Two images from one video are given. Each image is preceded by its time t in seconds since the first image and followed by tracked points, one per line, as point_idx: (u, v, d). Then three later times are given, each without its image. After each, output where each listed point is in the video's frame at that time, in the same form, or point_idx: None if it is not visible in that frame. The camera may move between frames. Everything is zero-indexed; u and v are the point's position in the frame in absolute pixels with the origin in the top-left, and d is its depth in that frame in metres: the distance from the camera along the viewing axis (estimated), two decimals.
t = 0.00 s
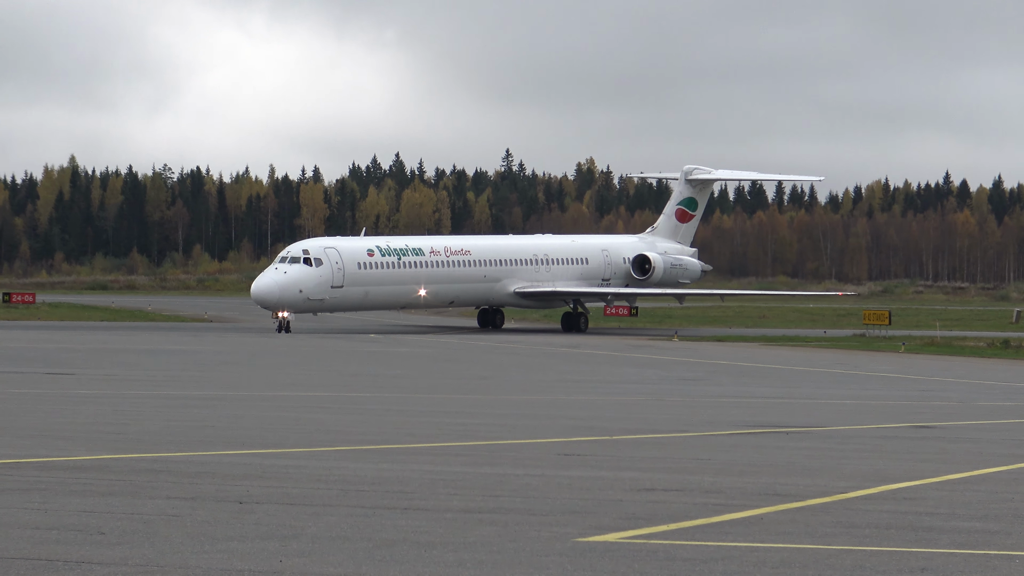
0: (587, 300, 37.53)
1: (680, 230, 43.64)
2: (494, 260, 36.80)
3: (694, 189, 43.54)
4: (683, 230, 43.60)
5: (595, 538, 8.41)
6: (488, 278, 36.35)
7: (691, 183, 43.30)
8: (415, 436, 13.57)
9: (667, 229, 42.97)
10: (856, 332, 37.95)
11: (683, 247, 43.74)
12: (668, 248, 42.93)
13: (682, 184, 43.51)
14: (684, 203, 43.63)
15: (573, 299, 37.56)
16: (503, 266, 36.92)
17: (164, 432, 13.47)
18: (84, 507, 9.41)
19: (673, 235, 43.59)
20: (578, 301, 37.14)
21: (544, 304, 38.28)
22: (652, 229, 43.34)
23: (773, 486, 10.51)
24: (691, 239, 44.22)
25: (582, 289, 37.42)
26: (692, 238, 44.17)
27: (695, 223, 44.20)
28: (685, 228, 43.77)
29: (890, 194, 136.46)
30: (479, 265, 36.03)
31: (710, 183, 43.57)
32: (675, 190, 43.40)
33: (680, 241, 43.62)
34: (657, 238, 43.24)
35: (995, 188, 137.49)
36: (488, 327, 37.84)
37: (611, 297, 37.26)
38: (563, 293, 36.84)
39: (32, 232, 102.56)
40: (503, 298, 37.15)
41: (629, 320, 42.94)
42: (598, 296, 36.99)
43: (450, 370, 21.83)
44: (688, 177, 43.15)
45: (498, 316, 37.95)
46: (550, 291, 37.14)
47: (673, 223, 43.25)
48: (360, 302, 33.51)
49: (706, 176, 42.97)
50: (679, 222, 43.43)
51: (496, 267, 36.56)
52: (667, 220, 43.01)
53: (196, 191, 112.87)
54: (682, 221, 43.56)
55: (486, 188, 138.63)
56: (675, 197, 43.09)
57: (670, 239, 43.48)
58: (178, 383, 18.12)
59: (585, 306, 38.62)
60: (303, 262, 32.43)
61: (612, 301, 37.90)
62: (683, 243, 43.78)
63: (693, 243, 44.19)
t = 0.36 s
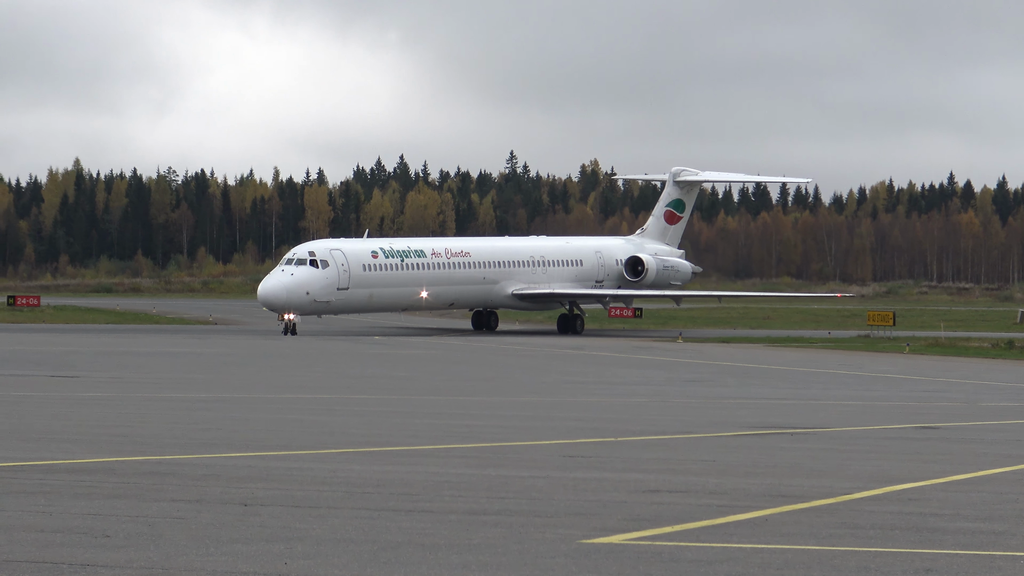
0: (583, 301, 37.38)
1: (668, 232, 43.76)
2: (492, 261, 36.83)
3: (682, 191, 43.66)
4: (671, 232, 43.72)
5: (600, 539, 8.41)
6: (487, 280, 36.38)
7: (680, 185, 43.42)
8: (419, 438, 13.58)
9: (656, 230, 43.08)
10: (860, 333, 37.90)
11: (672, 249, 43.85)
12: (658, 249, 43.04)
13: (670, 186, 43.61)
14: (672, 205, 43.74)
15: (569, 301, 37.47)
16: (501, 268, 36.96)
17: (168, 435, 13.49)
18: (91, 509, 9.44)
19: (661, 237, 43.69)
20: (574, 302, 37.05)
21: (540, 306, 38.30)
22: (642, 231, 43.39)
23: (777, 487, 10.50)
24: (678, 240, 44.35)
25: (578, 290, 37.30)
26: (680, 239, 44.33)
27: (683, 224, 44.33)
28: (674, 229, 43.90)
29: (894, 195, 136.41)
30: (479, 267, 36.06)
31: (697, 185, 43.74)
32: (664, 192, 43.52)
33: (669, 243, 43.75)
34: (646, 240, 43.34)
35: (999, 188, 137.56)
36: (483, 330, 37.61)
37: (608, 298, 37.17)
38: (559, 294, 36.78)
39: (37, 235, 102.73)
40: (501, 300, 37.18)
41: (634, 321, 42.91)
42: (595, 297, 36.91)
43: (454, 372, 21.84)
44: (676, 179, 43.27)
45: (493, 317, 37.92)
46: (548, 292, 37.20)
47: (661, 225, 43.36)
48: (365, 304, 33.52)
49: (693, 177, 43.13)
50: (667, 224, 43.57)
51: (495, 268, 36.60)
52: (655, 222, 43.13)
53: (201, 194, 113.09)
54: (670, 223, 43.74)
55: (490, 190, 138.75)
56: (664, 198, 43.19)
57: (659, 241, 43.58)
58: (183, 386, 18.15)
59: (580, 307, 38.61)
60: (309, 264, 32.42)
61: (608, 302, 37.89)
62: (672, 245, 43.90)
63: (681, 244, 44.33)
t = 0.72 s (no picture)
0: (580, 304, 37.25)
1: (657, 234, 43.79)
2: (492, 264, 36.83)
3: (671, 193, 43.63)
4: (660, 234, 43.75)
5: (606, 542, 8.38)
6: (487, 282, 36.37)
7: (668, 187, 43.37)
8: (425, 441, 13.56)
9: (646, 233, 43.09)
10: (865, 335, 37.83)
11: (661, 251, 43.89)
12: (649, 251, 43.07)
13: (659, 188, 43.57)
14: (660, 207, 43.75)
15: (566, 303, 37.40)
16: (500, 270, 36.98)
17: (173, 437, 13.48)
18: (95, 513, 9.42)
19: (650, 239, 43.70)
20: (571, 305, 36.97)
21: (538, 308, 38.22)
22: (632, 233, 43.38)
23: (784, 489, 10.46)
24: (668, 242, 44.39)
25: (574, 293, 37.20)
26: (669, 241, 44.38)
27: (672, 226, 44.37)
28: (663, 232, 43.94)
29: (899, 198, 136.25)
30: (479, 269, 36.07)
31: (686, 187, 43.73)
32: (653, 194, 43.52)
33: (658, 246, 43.80)
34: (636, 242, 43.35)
35: (1005, 190, 137.23)
36: (477, 332, 37.44)
37: (605, 301, 36.98)
38: (556, 297, 36.68)
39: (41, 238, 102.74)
40: (500, 303, 37.15)
41: (640, 323, 42.88)
42: (592, 301, 36.75)
43: (457, 375, 21.82)
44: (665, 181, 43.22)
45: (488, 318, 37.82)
46: (545, 295, 37.23)
47: (651, 227, 43.38)
48: (370, 307, 33.49)
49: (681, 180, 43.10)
50: (656, 227, 43.60)
51: (494, 271, 36.61)
52: (644, 224, 43.16)
53: (205, 197, 113.11)
54: (659, 225, 43.71)
55: (494, 193, 138.77)
56: (653, 200, 43.16)
57: (648, 243, 43.61)
58: (187, 388, 18.15)
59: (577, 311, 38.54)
60: (316, 267, 32.40)
61: (604, 306, 37.76)
62: (661, 247, 43.96)
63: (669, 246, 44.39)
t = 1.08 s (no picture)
0: (574, 307, 37.24)
1: (644, 237, 43.90)
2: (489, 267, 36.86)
3: (657, 196, 43.74)
4: (646, 237, 43.88)
5: (608, 544, 8.37)
6: (485, 285, 36.40)
7: (654, 191, 43.44)
8: (426, 443, 13.55)
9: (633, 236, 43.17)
10: (867, 338, 37.79)
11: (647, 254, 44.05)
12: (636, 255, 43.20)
13: (645, 191, 43.57)
14: (646, 210, 43.84)
15: (560, 306, 37.40)
16: (497, 273, 37.02)
17: (174, 440, 13.47)
18: (97, 515, 9.42)
19: (636, 242, 43.81)
20: (566, 307, 36.95)
21: (532, 311, 38.20)
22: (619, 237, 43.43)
23: (786, 492, 10.43)
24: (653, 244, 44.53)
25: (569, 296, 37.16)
26: (655, 244, 44.54)
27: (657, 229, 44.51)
28: (649, 235, 44.07)
29: (901, 200, 136.34)
30: (477, 271, 36.12)
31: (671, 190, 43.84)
32: (639, 198, 43.57)
33: (644, 249, 43.95)
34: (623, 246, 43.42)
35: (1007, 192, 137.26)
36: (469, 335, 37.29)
37: (600, 305, 36.96)
38: (551, 299, 36.65)
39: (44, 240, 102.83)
40: (496, 306, 37.17)
41: (644, 326, 42.89)
42: (587, 304, 36.73)
43: (458, 377, 21.80)
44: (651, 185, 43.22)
45: (479, 322, 37.47)
46: (540, 297, 37.27)
47: (638, 231, 43.46)
48: (373, 309, 33.48)
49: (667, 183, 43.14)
50: (643, 230, 43.71)
51: (491, 274, 36.65)
52: (632, 228, 43.25)
53: (208, 200, 113.19)
54: (646, 228, 43.90)
55: (497, 196, 138.94)
56: (640, 204, 43.18)
57: (635, 246, 43.73)
58: (189, 391, 18.14)
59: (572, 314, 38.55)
60: (322, 268, 32.33)
61: (599, 309, 37.73)
62: (647, 250, 44.10)
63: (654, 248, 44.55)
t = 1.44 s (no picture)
0: (568, 308, 37.28)
1: (631, 239, 43.92)
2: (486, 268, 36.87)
3: (643, 198, 43.75)
4: (634, 238, 43.90)
5: (609, 546, 8.36)
6: (482, 286, 36.42)
7: (640, 192, 43.43)
8: (428, 445, 13.55)
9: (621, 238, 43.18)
10: (869, 339, 37.76)
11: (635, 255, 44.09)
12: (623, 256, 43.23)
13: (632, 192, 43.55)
14: (633, 211, 43.83)
15: (553, 308, 37.48)
16: (494, 274, 37.04)
17: (175, 441, 13.47)
18: (98, 517, 9.41)
19: (624, 244, 43.84)
20: (559, 310, 36.93)
21: (527, 313, 38.12)
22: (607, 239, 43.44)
23: (787, 494, 10.43)
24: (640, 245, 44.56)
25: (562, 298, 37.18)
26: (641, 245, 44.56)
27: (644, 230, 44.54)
28: (636, 236, 44.09)
29: (903, 202, 136.31)
30: (475, 273, 36.16)
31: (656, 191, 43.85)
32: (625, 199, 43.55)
33: (631, 250, 44.01)
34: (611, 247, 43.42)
35: (1010, 194, 137.14)
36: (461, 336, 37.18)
37: (595, 306, 36.98)
38: (545, 300, 36.62)
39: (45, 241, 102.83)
40: (492, 308, 37.18)
41: (647, 328, 42.93)
42: (581, 305, 36.72)
43: (459, 378, 21.81)
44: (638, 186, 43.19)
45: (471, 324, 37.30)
46: (535, 298, 37.29)
47: (625, 232, 43.48)
48: (376, 310, 33.48)
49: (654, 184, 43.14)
50: (630, 231, 43.74)
51: (488, 275, 36.67)
52: (619, 229, 43.26)
53: (209, 202, 113.15)
54: (633, 229, 43.92)
55: (499, 197, 139.06)
56: (627, 205, 43.15)
57: (622, 248, 43.75)
58: (190, 392, 18.15)
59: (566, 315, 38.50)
60: (326, 269, 32.32)
61: (592, 310, 37.71)
62: (634, 251, 44.13)
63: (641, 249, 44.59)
